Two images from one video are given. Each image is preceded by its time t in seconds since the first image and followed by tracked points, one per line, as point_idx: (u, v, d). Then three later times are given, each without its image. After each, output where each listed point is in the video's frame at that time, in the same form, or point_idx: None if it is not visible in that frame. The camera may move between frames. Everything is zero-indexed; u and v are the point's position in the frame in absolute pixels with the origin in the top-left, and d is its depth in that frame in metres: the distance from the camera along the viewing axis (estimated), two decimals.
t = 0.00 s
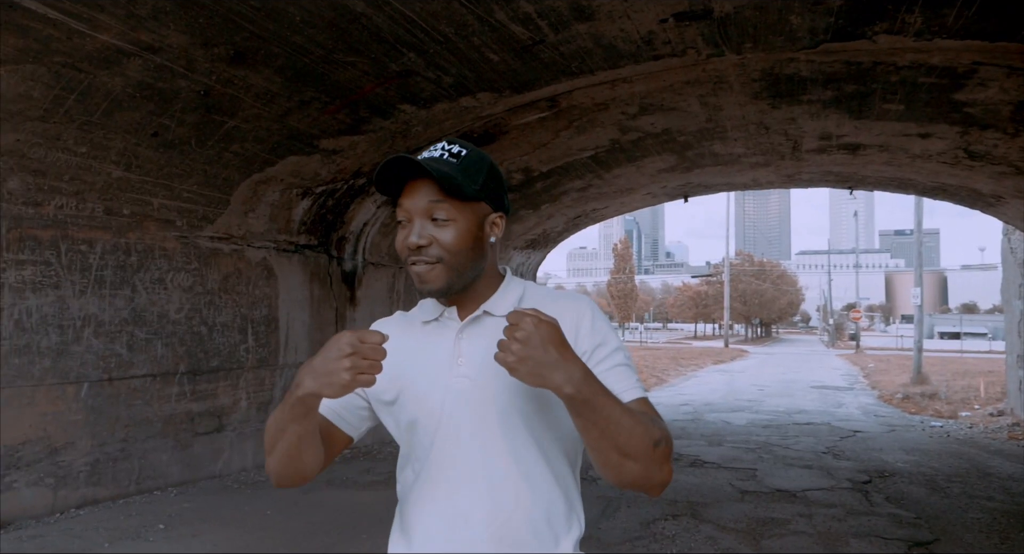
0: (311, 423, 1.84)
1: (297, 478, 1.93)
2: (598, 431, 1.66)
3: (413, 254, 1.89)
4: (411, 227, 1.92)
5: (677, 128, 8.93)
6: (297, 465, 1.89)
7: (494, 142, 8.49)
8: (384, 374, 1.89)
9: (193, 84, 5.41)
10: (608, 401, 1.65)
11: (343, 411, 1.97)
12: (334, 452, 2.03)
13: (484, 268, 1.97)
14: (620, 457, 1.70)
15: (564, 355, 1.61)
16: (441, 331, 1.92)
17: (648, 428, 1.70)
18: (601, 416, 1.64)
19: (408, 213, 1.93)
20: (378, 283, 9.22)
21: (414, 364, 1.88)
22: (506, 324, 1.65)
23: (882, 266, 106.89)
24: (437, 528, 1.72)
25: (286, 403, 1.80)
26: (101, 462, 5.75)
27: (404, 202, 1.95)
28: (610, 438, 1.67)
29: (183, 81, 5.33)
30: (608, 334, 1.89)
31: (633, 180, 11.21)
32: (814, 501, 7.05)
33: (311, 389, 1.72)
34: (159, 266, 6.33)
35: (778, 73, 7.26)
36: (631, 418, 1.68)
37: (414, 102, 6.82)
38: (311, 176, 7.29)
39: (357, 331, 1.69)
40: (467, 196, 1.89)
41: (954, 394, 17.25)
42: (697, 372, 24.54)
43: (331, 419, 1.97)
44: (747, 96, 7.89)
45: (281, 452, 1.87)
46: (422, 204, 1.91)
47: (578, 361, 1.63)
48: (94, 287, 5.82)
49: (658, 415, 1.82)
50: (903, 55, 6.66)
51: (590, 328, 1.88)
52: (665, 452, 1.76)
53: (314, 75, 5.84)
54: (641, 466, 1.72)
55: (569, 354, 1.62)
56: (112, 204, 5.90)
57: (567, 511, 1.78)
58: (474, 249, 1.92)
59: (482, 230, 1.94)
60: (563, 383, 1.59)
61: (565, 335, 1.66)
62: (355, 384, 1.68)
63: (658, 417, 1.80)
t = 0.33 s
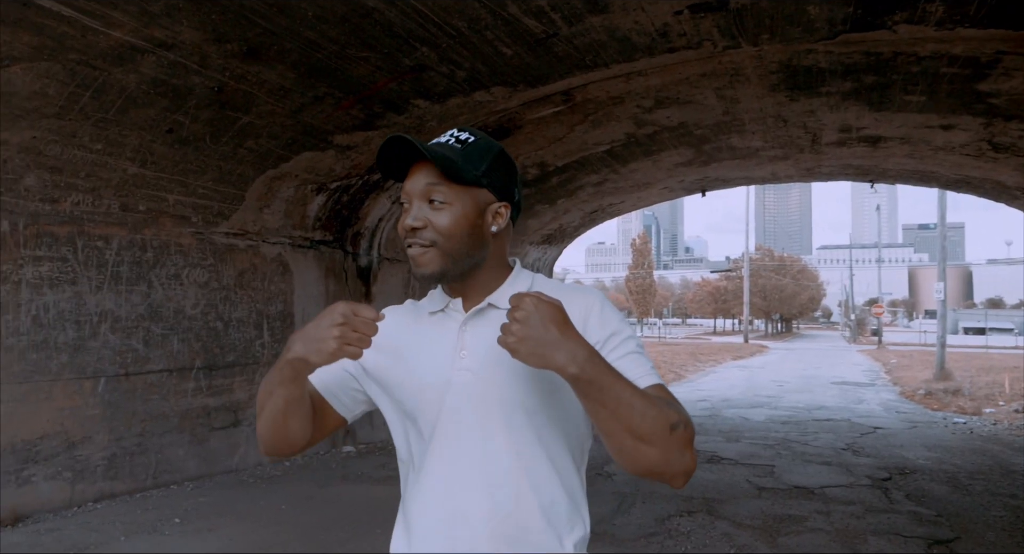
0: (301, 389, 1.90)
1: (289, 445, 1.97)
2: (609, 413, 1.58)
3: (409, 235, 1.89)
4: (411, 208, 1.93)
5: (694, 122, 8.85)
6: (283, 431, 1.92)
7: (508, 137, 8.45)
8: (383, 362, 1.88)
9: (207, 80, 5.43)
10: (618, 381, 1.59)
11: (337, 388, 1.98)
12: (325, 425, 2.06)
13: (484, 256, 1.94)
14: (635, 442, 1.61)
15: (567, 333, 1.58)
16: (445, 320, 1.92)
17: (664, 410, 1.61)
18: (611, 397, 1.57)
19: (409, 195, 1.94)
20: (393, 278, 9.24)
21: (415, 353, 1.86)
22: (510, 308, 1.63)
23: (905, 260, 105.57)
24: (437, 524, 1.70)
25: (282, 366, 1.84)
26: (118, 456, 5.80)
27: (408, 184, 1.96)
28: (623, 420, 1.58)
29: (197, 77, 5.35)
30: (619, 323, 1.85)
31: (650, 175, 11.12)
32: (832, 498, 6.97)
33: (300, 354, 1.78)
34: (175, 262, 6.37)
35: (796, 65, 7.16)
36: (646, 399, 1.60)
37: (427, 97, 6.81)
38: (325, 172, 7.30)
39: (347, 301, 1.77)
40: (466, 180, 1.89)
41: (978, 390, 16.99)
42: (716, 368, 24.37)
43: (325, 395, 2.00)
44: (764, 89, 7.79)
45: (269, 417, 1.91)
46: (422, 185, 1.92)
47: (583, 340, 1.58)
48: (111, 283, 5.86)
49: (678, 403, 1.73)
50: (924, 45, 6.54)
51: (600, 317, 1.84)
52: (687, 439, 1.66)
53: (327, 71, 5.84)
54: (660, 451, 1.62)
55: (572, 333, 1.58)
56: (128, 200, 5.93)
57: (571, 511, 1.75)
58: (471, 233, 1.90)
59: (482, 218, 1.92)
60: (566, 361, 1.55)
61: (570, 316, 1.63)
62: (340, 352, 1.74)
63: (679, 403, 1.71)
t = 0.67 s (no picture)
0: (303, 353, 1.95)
1: (288, 418, 1.99)
2: (615, 389, 1.52)
3: (410, 216, 1.91)
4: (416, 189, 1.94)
5: (710, 116, 8.76)
6: (278, 394, 1.94)
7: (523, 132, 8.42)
8: (386, 347, 1.89)
9: (220, 77, 5.44)
10: (623, 357, 1.53)
11: (338, 365, 2.03)
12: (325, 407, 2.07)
13: (485, 242, 1.93)
14: (644, 422, 1.53)
15: (570, 304, 1.55)
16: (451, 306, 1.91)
17: (674, 389, 1.54)
18: (616, 371, 1.51)
19: (415, 176, 1.95)
20: (407, 274, 9.26)
21: (418, 341, 1.85)
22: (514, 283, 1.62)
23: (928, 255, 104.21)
24: (435, 518, 1.68)
25: (283, 326, 1.93)
26: (135, 451, 5.85)
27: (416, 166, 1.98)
28: (629, 397, 1.52)
29: (210, 74, 5.37)
30: (631, 310, 1.79)
31: (666, 169, 11.04)
32: (850, 496, 6.89)
33: (302, 308, 1.87)
34: (191, 258, 6.42)
35: (813, 57, 7.06)
36: (654, 376, 1.53)
37: (441, 92, 6.79)
38: (339, 168, 7.31)
39: (347, 268, 1.84)
40: (470, 165, 1.88)
41: (1002, 387, 16.73)
42: (734, 364, 24.20)
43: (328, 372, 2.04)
44: (781, 82, 7.70)
45: (267, 377, 1.94)
46: (427, 167, 1.92)
47: (586, 313, 1.55)
48: (127, 279, 5.91)
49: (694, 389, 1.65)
50: (946, 35, 6.42)
51: (610, 303, 1.79)
52: (702, 423, 1.57)
53: (340, 67, 5.84)
54: (672, 434, 1.54)
55: (575, 307, 1.56)
56: (143, 197, 5.97)
57: (573, 509, 1.71)
58: (472, 217, 1.89)
59: (486, 204, 1.91)
60: (569, 331, 1.52)
61: (576, 292, 1.60)
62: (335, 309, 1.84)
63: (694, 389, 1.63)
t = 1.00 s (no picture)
0: (309, 324, 1.94)
1: (292, 397, 1.95)
2: (615, 362, 1.45)
3: (417, 199, 1.91)
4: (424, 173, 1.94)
5: (726, 110, 8.68)
6: (287, 369, 1.92)
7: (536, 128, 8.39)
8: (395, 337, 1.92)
9: (233, 75, 5.47)
10: (625, 329, 1.47)
11: (347, 349, 2.02)
12: (334, 391, 2.03)
13: (492, 228, 1.91)
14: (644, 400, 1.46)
15: (573, 272, 1.50)
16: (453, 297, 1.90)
17: (677, 368, 1.48)
18: (617, 343, 1.45)
19: (424, 160, 1.95)
20: (421, 271, 9.28)
21: (426, 333, 1.86)
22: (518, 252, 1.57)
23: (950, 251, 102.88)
24: (434, 511, 1.68)
25: (289, 297, 1.93)
26: (150, 446, 5.91)
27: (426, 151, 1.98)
28: (630, 372, 1.45)
29: (223, 72, 5.39)
30: (638, 298, 1.74)
31: (682, 164, 10.95)
32: (868, 494, 6.81)
33: (306, 273, 1.89)
34: (205, 255, 6.46)
35: (830, 50, 6.96)
36: (657, 354, 1.47)
37: (454, 87, 6.78)
38: (353, 164, 7.33)
39: (347, 232, 1.88)
40: (478, 150, 1.87)
41: None
42: (752, 361, 24.04)
43: (337, 356, 2.03)
44: (798, 75, 7.60)
45: (275, 352, 1.92)
46: (435, 150, 1.92)
47: (590, 284, 1.50)
48: (142, 276, 5.95)
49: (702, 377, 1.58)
50: (966, 26, 6.31)
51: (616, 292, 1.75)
52: (706, 410, 1.50)
53: (352, 63, 5.84)
54: (673, 415, 1.47)
55: (579, 276, 1.50)
56: (157, 194, 6.00)
57: (575, 506, 1.68)
58: (477, 201, 1.88)
59: (493, 188, 1.89)
60: (570, 298, 1.46)
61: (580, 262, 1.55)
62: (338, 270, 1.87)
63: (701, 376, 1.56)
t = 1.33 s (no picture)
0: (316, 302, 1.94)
1: (303, 383, 1.92)
2: (607, 341, 1.41)
3: (427, 184, 1.91)
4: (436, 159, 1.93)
5: (741, 104, 8.60)
6: (299, 352, 1.90)
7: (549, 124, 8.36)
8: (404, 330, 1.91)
9: (245, 72, 5.49)
10: (621, 307, 1.43)
11: (360, 338, 2.02)
12: (348, 380, 2.01)
13: (501, 216, 1.90)
14: (636, 383, 1.42)
15: (572, 245, 1.46)
16: (461, 287, 1.91)
17: (674, 354, 1.44)
18: (612, 322, 1.41)
19: (436, 146, 1.94)
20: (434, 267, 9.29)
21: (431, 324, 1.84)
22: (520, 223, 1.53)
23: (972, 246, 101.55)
24: (433, 503, 1.67)
25: (296, 279, 1.93)
26: (165, 442, 5.96)
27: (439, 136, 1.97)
28: (623, 352, 1.41)
29: (235, 69, 5.41)
30: (645, 291, 1.71)
31: (697, 160, 10.88)
32: (884, 492, 6.74)
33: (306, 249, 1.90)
34: (219, 252, 6.50)
35: (847, 43, 6.87)
36: (654, 340, 1.43)
37: (466, 82, 6.77)
38: (366, 161, 7.34)
39: (347, 200, 1.89)
40: (489, 138, 1.86)
41: None
42: (770, 357, 23.88)
43: (351, 348, 2.02)
44: (814, 68, 7.51)
45: (287, 338, 1.91)
46: (447, 136, 1.91)
47: (591, 261, 1.45)
48: (156, 273, 6.00)
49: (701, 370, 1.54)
50: (985, 17, 6.20)
51: (622, 283, 1.71)
52: (701, 403, 1.47)
53: (364, 60, 5.84)
54: (665, 403, 1.43)
55: (580, 251, 1.46)
56: (172, 192, 6.04)
57: (575, 503, 1.65)
58: (487, 188, 1.86)
59: (503, 177, 1.88)
60: (567, 270, 1.42)
61: (582, 237, 1.51)
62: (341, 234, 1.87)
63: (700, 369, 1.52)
